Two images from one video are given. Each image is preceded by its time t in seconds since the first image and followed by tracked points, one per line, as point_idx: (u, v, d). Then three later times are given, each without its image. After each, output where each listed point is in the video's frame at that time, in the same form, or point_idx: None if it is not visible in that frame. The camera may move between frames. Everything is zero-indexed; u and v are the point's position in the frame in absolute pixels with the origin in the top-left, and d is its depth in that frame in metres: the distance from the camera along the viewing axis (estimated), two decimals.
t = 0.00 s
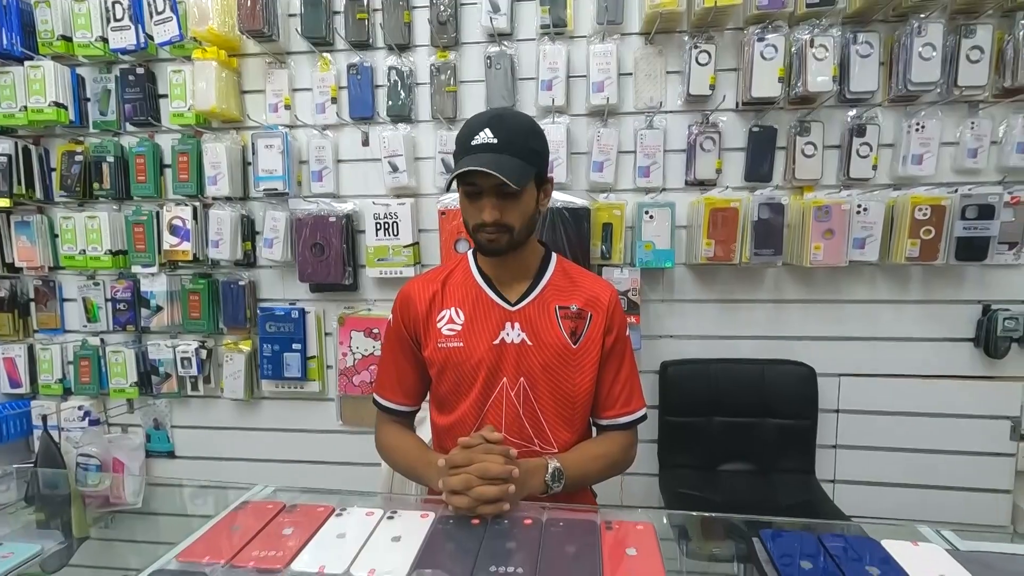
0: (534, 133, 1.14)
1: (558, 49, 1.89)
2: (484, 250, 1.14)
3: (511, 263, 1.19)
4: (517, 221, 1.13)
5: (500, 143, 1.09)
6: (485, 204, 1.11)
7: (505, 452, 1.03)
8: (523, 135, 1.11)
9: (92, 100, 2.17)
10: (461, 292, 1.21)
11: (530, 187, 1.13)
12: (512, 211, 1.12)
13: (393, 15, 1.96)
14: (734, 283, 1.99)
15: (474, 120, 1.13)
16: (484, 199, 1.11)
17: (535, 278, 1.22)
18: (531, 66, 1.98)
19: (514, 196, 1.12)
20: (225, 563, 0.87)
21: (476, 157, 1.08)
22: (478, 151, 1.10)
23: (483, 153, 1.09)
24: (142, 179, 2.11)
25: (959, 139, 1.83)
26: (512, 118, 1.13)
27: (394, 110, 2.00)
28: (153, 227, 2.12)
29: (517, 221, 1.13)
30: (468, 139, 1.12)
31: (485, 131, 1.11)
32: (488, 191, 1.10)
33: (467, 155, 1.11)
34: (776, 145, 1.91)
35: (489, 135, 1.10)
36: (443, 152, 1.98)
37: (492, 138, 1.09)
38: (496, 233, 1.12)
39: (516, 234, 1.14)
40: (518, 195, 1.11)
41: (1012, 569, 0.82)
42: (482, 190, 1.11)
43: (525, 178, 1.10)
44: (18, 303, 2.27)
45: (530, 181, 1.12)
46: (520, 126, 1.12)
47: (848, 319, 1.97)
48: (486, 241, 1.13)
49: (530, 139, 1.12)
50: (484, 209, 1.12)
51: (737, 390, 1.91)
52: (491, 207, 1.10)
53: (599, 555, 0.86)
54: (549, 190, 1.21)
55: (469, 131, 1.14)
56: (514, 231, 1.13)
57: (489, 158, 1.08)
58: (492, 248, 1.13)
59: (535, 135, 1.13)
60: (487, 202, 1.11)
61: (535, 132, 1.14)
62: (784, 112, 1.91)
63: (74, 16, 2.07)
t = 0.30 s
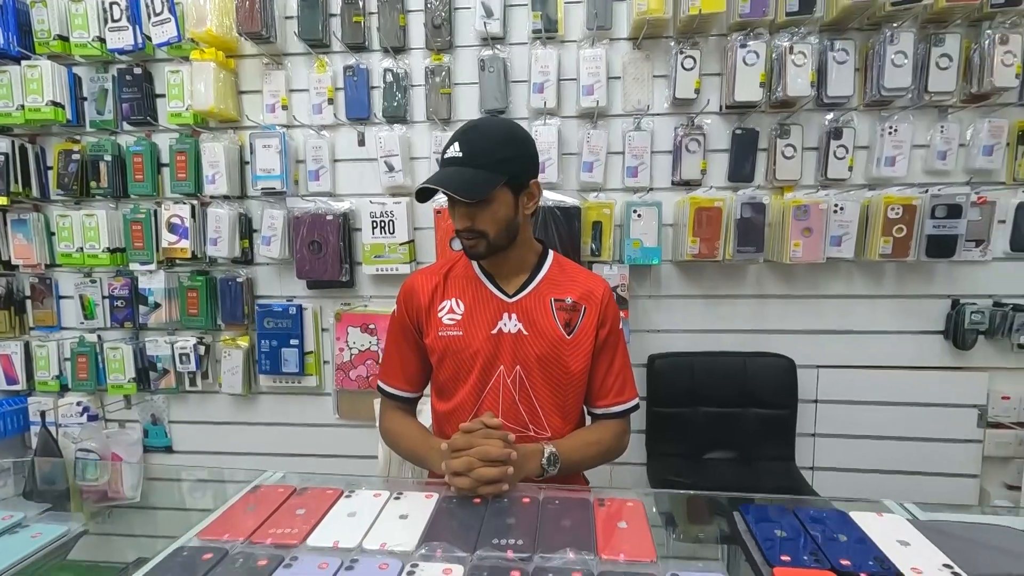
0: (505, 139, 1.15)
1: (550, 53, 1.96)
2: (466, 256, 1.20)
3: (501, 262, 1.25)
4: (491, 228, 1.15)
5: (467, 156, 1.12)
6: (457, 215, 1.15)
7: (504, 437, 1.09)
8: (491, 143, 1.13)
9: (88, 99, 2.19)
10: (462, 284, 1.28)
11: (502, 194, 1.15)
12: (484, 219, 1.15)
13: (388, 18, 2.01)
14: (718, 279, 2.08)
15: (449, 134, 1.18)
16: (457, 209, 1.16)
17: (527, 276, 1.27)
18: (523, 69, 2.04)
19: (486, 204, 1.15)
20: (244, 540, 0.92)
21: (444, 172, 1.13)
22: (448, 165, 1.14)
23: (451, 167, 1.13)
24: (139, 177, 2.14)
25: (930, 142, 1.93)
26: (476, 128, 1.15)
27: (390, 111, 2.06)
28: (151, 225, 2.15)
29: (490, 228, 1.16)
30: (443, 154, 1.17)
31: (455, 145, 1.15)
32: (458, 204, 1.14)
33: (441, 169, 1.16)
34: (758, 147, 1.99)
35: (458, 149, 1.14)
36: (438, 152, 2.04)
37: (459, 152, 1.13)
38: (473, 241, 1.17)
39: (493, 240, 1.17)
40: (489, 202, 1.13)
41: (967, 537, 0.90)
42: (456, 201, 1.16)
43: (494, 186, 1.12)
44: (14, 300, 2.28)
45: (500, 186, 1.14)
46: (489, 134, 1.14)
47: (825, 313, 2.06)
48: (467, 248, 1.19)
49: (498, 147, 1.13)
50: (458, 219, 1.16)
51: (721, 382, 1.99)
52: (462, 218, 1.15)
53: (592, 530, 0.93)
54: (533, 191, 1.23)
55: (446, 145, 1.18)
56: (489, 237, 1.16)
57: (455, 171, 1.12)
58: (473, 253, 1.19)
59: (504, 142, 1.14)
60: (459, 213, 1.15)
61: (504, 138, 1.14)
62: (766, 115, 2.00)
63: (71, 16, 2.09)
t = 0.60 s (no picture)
0: (503, 142, 1.19)
1: (544, 55, 2.01)
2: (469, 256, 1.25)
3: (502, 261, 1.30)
4: (492, 227, 1.20)
5: (467, 160, 1.17)
6: (459, 216, 1.20)
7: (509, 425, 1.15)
8: (489, 147, 1.18)
9: (82, 96, 2.19)
10: (467, 278, 1.33)
11: (501, 195, 1.19)
12: (484, 220, 1.19)
13: (385, 19, 2.04)
14: (706, 275, 2.15)
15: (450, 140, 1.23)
16: (459, 211, 1.20)
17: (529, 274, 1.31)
18: (518, 70, 2.09)
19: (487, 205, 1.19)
20: (264, 524, 0.96)
21: (445, 176, 1.18)
22: (449, 170, 1.19)
23: (451, 172, 1.18)
24: (135, 175, 2.15)
25: (907, 143, 2.02)
26: (476, 133, 1.20)
27: (387, 111, 2.09)
28: (147, 222, 2.15)
29: (490, 229, 1.20)
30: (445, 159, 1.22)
31: (456, 150, 1.20)
32: (459, 206, 1.18)
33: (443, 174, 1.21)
34: (744, 147, 2.06)
35: (458, 154, 1.19)
36: (434, 151, 2.08)
37: (459, 157, 1.18)
38: (475, 240, 1.22)
39: (494, 239, 1.22)
40: (488, 204, 1.18)
41: (942, 511, 0.97)
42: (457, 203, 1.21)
43: (492, 188, 1.17)
44: (6, 298, 2.27)
45: (499, 188, 1.18)
46: (488, 138, 1.19)
47: (808, 307, 2.14)
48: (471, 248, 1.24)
49: (496, 150, 1.18)
50: (460, 221, 1.21)
51: (709, 374, 2.06)
52: (464, 219, 1.20)
53: (597, 510, 0.98)
54: (533, 191, 1.27)
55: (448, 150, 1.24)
56: (490, 237, 1.21)
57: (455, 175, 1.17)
58: (477, 252, 1.24)
59: (502, 145, 1.19)
60: (460, 214, 1.20)
61: (502, 141, 1.19)
62: (752, 117, 2.07)
63: (64, 13, 2.08)
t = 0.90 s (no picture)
0: (532, 135, 1.19)
1: (545, 52, 2.00)
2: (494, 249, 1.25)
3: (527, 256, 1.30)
4: (518, 221, 1.20)
5: (496, 152, 1.18)
6: (486, 209, 1.21)
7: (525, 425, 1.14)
8: (519, 140, 1.18)
9: (70, 90, 2.13)
10: (491, 273, 1.33)
11: (528, 189, 1.19)
12: (511, 214, 1.20)
13: (383, 15, 2.02)
14: (704, 272, 2.16)
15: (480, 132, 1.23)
16: (486, 204, 1.21)
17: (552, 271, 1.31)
18: (518, 66, 2.08)
19: (514, 199, 1.20)
20: (278, 527, 0.95)
21: (473, 168, 1.19)
22: (478, 162, 1.20)
23: (480, 164, 1.19)
24: (125, 171, 2.10)
25: (901, 141, 2.05)
26: (508, 125, 1.20)
27: (385, 107, 2.07)
28: (139, 219, 2.10)
29: (517, 222, 1.21)
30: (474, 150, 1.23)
31: (485, 141, 1.20)
32: (486, 198, 1.19)
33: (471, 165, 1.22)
34: (742, 145, 2.08)
35: (487, 146, 1.20)
36: (433, 147, 2.06)
37: (489, 148, 1.19)
38: (500, 233, 1.22)
39: (520, 234, 1.22)
40: (516, 197, 1.19)
41: (952, 504, 0.99)
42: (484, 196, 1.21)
43: (520, 182, 1.17)
44: None
45: (527, 182, 1.19)
46: (517, 131, 1.19)
47: (805, 304, 2.17)
48: (496, 241, 1.24)
49: (525, 144, 1.18)
50: (487, 214, 1.22)
51: (708, 370, 2.07)
52: (490, 212, 1.20)
53: (614, 508, 0.98)
54: (560, 187, 1.27)
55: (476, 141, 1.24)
56: (516, 231, 1.21)
57: (484, 166, 1.17)
58: (502, 246, 1.24)
59: (532, 138, 1.19)
60: (488, 207, 1.20)
61: (532, 135, 1.19)
62: (750, 115, 2.08)
63: (51, 4, 2.02)
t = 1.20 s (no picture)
0: (616, 124, 1.18)
1: (551, 44, 1.98)
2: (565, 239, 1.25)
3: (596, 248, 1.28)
4: (591, 211, 1.20)
5: (576, 138, 1.18)
6: (560, 197, 1.21)
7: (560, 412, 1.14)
8: (600, 128, 1.18)
9: (63, 81, 2.07)
10: (554, 263, 1.33)
11: (606, 178, 1.18)
12: (584, 203, 1.19)
13: (386, 6, 1.98)
14: (710, 267, 2.16)
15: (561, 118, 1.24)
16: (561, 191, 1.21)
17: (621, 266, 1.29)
18: (523, 59, 2.06)
19: (590, 188, 1.19)
20: (300, 526, 0.92)
21: (552, 152, 1.19)
22: (557, 147, 1.21)
23: (559, 148, 1.20)
24: (121, 165, 2.05)
25: (906, 135, 2.06)
26: (591, 112, 1.20)
27: (389, 100, 2.03)
28: (135, 214, 2.05)
29: (590, 212, 1.20)
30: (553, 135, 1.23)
31: (566, 127, 1.20)
32: (562, 185, 1.19)
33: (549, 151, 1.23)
34: (749, 139, 2.07)
35: (568, 130, 1.20)
36: (438, 141, 2.03)
37: (569, 134, 1.19)
38: (572, 222, 1.22)
39: (592, 224, 1.21)
40: (592, 186, 1.18)
41: (979, 495, 0.98)
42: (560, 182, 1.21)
43: (598, 171, 1.17)
44: None
45: (605, 172, 1.18)
46: (600, 118, 1.18)
47: (810, 298, 2.17)
48: (566, 231, 1.24)
49: (607, 132, 1.17)
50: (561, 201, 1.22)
51: (715, 365, 2.06)
52: (564, 200, 1.20)
53: (642, 503, 0.97)
54: (639, 180, 1.25)
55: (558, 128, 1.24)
56: (589, 221, 1.21)
57: (563, 151, 1.18)
58: (571, 237, 1.24)
59: (614, 126, 1.18)
60: (562, 195, 1.20)
61: (615, 123, 1.18)
62: (756, 108, 2.08)
63: None
